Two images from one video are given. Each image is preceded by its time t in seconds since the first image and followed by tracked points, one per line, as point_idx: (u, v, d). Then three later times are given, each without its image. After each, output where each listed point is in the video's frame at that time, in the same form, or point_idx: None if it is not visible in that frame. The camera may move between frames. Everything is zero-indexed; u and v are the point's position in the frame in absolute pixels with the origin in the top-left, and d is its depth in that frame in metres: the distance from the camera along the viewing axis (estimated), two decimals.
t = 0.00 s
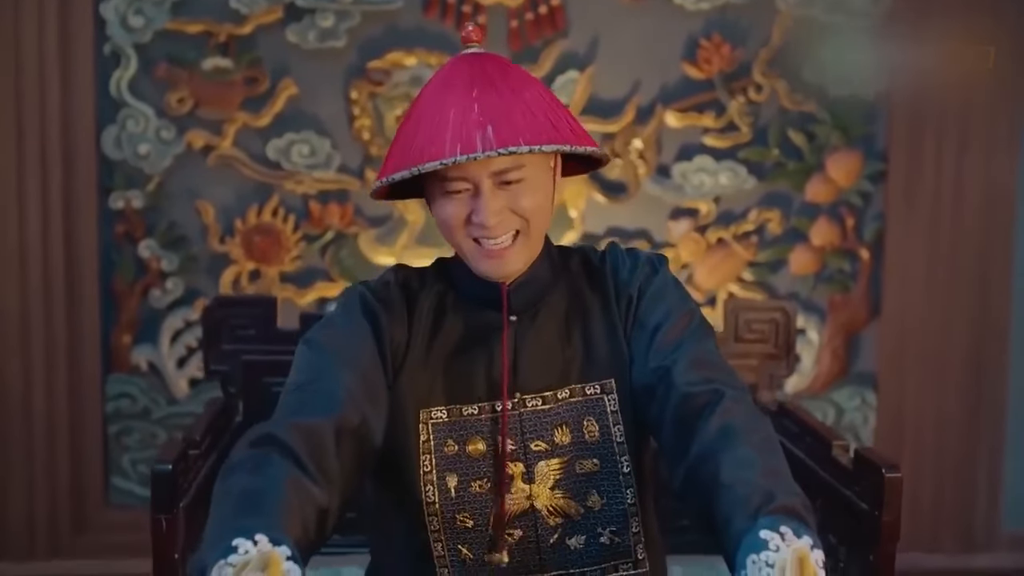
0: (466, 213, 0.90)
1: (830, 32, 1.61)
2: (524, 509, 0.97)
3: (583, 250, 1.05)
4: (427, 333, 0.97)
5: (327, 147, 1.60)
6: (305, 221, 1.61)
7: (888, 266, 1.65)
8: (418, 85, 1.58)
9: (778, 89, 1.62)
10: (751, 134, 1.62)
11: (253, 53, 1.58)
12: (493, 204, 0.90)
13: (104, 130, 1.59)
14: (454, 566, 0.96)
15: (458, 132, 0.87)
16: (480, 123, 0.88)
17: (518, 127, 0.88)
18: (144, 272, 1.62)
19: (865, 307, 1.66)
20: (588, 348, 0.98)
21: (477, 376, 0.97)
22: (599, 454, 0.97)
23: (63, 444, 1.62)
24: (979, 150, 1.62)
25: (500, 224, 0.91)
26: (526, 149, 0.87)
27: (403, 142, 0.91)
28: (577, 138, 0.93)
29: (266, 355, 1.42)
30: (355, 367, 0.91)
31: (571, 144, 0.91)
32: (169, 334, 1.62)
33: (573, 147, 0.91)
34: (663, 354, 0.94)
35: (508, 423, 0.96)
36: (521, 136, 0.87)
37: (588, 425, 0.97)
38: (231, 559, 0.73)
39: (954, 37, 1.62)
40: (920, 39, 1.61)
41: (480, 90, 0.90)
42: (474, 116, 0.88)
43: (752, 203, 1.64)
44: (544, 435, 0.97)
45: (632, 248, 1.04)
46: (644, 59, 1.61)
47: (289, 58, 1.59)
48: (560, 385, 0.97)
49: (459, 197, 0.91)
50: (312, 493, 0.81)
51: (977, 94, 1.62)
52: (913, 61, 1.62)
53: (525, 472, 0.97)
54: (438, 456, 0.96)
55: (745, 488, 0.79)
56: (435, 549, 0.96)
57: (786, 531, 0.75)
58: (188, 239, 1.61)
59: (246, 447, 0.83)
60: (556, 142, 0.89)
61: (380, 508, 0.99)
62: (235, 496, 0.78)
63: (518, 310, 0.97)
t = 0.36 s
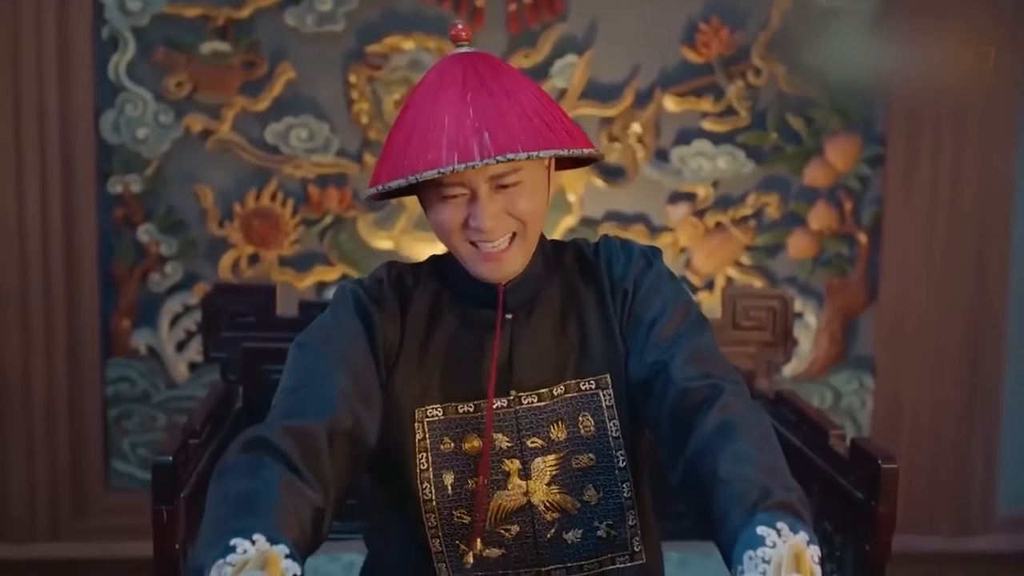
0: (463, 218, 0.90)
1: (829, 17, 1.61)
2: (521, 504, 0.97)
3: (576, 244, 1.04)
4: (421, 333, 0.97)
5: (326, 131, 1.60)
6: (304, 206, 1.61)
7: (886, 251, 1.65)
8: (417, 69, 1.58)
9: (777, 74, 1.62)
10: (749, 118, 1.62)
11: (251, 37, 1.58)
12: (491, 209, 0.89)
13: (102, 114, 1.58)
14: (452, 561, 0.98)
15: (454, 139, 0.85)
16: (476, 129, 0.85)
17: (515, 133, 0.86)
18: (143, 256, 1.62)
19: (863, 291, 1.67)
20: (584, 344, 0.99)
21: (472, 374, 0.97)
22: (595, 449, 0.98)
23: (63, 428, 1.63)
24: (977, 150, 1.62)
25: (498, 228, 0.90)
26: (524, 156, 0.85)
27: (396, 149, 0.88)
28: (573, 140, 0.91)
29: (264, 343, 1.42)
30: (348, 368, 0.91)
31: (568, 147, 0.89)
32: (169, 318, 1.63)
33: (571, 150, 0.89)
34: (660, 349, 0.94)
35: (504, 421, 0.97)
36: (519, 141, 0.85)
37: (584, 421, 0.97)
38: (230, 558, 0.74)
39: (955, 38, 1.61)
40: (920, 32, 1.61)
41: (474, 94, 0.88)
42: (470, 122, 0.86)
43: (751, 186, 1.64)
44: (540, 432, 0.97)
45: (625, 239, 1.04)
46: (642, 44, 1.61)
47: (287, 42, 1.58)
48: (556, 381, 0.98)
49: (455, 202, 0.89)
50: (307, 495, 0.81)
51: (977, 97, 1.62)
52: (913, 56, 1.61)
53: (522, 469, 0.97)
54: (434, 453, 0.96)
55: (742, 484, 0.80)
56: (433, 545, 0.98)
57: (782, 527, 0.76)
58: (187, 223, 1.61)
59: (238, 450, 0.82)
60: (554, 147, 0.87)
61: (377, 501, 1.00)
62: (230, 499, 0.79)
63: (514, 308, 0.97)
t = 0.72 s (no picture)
0: (477, 216, 0.91)
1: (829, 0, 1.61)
2: (520, 496, 0.99)
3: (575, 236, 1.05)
4: (422, 326, 0.99)
5: (324, 114, 1.60)
6: (302, 188, 1.61)
7: (883, 235, 1.65)
8: (415, 52, 1.58)
9: (776, 57, 1.62)
10: (747, 101, 1.63)
11: (250, 20, 1.58)
12: (505, 206, 0.91)
13: (101, 97, 1.58)
14: (452, 550, 1.00)
15: (464, 140, 0.87)
16: (484, 129, 0.87)
17: (522, 131, 0.88)
18: (141, 239, 1.62)
19: (860, 274, 1.67)
20: (582, 339, 1.00)
21: (474, 370, 0.99)
22: (594, 441, 0.99)
23: (63, 410, 1.64)
24: (972, 152, 1.63)
25: (511, 224, 0.92)
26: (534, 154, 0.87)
27: (402, 153, 0.90)
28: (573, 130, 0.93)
29: (263, 329, 1.44)
30: (347, 364, 0.92)
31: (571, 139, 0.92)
32: (168, 301, 1.63)
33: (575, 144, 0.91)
34: (659, 343, 0.96)
35: (503, 414, 0.99)
36: (527, 140, 0.88)
37: (583, 413, 0.99)
38: (231, 554, 0.75)
39: (956, 38, 1.61)
40: (920, 31, 1.61)
41: (476, 94, 0.90)
42: (477, 121, 0.88)
43: (749, 169, 1.65)
44: (540, 424, 0.99)
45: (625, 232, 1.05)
46: (641, 27, 1.61)
47: (285, 25, 1.58)
48: (554, 375, 0.99)
49: (468, 201, 0.91)
50: (308, 490, 0.82)
51: (977, 97, 1.62)
52: (914, 54, 1.62)
53: (521, 460, 0.99)
54: (434, 445, 0.98)
55: (740, 479, 0.81)
56: (433, 535, 0.99)
57: (778, 521, 0.77)
58: (186, 206, 1.62)
59: (239, 446, 0.84)
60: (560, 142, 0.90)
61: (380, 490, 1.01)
62: (231, 494, 0.80)
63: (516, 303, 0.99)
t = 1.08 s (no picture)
0: (544, 208, 0.94)
1: None
2: (526, 489, 1.00)
3: (580, 236, 1.08)
4: (434, 321, 1.00)
5: (324, 100, 1.60)
6: (302, 174, 1.62)
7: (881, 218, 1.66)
8: (415, 38, 1.58)
9: (775, 43, 1.62)
10: (746, 87, 1.63)
11: (250, 6, 1.58)
12: (572, 195, 0.94)
13: (101, 83, 1.59)
14: (457, 541, 1.01)
15: (529, 143, 0.89)
16: (546, 130, 0.90)
17: (578, 128, 0.92)
18: (142, 225, 1.63)
19: (859, 260, 1.68)
20: (590, 335, 1.02)
21: (484, 365, 1.00)
22: (599, 436, 1.02)
23: (64, 395, 1.65)
24: (970, 150, 1.63)
25: (572, 215, 0.95)
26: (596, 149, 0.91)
27: (458, 162, 0.91)
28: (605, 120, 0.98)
29: (264, 318, 1.45)
30: (353, 363, 0.93)
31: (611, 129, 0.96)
32: (169, 287, 1.64)
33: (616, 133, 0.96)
34: (662, 341, 0.99)
35: (512, 408, 1.00)
36: (585, 137, 0.91)
37: (589, 408, 1.01)
38: (233, 551, 0.76)
39: (958, 38, 1.61)
40: (921, 32, 1.61)
41: (523, 96, 0.92)
42: (535, 123, 0.90)
43: (748, 155, 1.65)
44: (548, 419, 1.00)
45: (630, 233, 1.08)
46: (641, 13, 1.61)
47: (284, 11, 1.58)
48: (562, 371, 1.01)
49: (534, 195, 0.93)
50: (310, 488, 0.83)
51: (977, 100, 1.62)
52: (915, 56, 1.62)
53: (528, 454, 1.00)
54: (443, 438, 0.99)
55: (737, 475, 0.84)
56: (438, 527, 1.00)
57: (774, 517, 0.79)
58: (186, 192, 1.62)
59: (242, 444, 0.85)
60: (609, 133, 0.94)
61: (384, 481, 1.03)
62: (234, 491, 0.81)
63: (528, 299, 1.01)
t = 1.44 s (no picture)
0: (560, 196, 0.95)
1: None
2: (530, 481, 1.01)
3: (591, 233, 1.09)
4: (445, 311, 1.01)
5: (324, 91, 1.60)
6: (303, 164, 1.62)
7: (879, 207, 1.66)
8: (415, 29, 1.58)
9: (774, 33, 1.62)
10: (745, 78, 1.63)
11: None
12: (588, 185, 0.95)
13: (101, 73, 1.59)
14: (460, 531, 1.01)
15: (552, 125, 0.90)
16: (571, 115, 0.91)
17: (602, 117, 0.93)
18: (143, 215, 1.63)
19: (857, 249, 1.68)
20: (596, 331, 1.03)
21: (491, 356, 1.01)
22: (603, 431, 1.03)
23: (66, 383, 1.66)
24: (968, 145, 1.64)
25: (587, 208, 0.96)
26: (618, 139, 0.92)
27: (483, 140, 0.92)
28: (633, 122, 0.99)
29: (264, 312, 1.46)
30: (366, 354, 0.95)
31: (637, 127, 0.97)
32: (170, 277, 1.65)
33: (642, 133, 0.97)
34: (664, 341, 1.01)
35: (517, 399, 1.01)
36: (608, 126, 0.92)
37: (594, 403, 1.03)
38: (240, 545, 0.78)
39: (958, 38, 1.62)
40: (920, 31, 1.62)
41: (552, 82, 0.93)
42: (561, 108, 0.92)
43: (747, 145, 1.65)
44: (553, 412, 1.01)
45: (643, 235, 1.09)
46: (640, 4, 1.61)
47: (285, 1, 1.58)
48: (569, 364, 1.02)
49: (551, 182, 0.95)
50: (320, 481, 0.86)
51: (977, 100, 1.63)
52: (915, 55, 1.63)
53: (532, 446, 1.01)
54: (449, 427, 1.00)
55: (732, 476, 0.86)
56: (441, 517, 1.01)
57: (769, 517, 0.81)
58: (187, 182, 1.62)
59: (255, 434, 0.88)
60: (634, 128, 0.95)
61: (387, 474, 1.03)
62: (246, 482, 0.84)
63: (536, 291, 1.02)
